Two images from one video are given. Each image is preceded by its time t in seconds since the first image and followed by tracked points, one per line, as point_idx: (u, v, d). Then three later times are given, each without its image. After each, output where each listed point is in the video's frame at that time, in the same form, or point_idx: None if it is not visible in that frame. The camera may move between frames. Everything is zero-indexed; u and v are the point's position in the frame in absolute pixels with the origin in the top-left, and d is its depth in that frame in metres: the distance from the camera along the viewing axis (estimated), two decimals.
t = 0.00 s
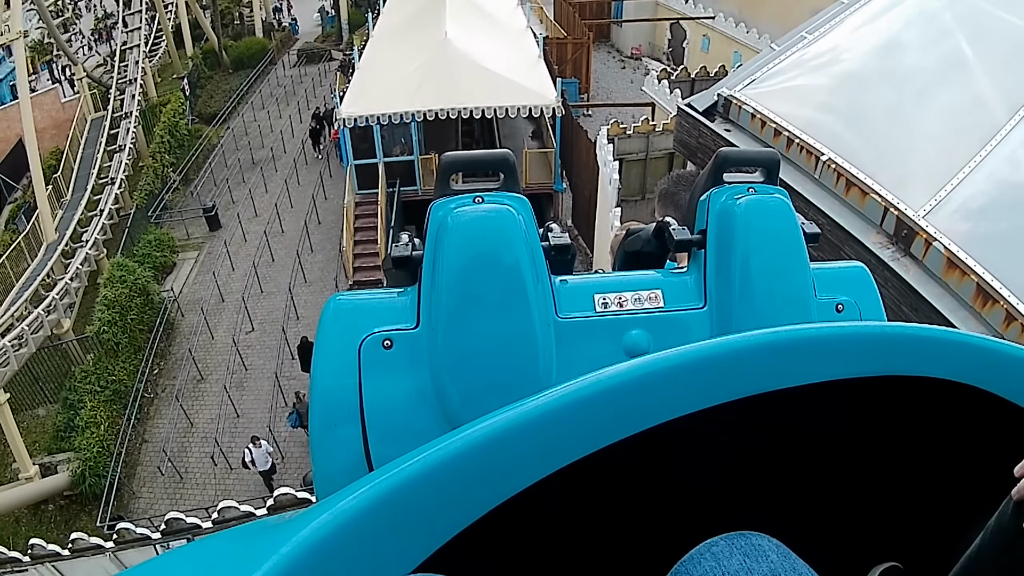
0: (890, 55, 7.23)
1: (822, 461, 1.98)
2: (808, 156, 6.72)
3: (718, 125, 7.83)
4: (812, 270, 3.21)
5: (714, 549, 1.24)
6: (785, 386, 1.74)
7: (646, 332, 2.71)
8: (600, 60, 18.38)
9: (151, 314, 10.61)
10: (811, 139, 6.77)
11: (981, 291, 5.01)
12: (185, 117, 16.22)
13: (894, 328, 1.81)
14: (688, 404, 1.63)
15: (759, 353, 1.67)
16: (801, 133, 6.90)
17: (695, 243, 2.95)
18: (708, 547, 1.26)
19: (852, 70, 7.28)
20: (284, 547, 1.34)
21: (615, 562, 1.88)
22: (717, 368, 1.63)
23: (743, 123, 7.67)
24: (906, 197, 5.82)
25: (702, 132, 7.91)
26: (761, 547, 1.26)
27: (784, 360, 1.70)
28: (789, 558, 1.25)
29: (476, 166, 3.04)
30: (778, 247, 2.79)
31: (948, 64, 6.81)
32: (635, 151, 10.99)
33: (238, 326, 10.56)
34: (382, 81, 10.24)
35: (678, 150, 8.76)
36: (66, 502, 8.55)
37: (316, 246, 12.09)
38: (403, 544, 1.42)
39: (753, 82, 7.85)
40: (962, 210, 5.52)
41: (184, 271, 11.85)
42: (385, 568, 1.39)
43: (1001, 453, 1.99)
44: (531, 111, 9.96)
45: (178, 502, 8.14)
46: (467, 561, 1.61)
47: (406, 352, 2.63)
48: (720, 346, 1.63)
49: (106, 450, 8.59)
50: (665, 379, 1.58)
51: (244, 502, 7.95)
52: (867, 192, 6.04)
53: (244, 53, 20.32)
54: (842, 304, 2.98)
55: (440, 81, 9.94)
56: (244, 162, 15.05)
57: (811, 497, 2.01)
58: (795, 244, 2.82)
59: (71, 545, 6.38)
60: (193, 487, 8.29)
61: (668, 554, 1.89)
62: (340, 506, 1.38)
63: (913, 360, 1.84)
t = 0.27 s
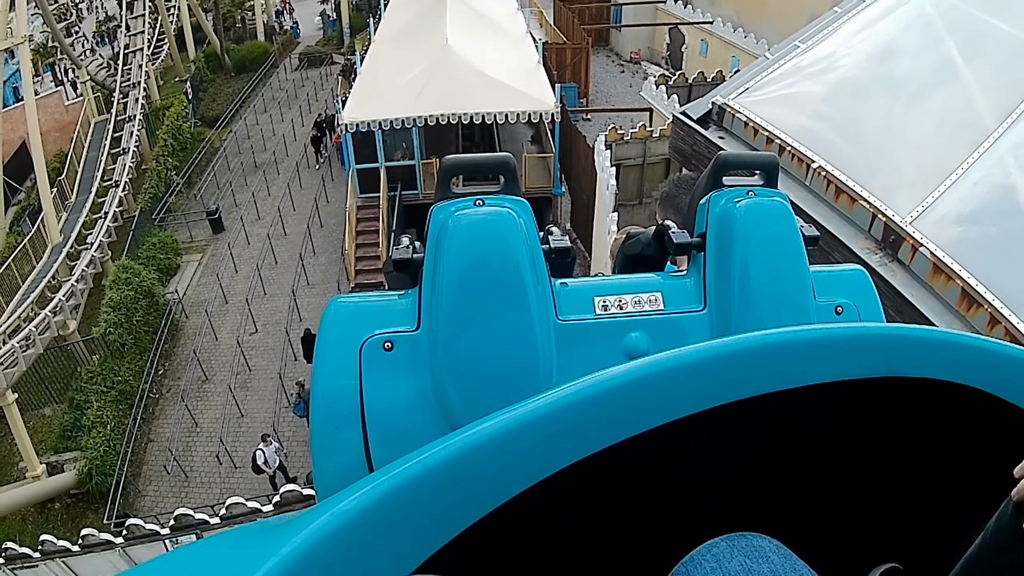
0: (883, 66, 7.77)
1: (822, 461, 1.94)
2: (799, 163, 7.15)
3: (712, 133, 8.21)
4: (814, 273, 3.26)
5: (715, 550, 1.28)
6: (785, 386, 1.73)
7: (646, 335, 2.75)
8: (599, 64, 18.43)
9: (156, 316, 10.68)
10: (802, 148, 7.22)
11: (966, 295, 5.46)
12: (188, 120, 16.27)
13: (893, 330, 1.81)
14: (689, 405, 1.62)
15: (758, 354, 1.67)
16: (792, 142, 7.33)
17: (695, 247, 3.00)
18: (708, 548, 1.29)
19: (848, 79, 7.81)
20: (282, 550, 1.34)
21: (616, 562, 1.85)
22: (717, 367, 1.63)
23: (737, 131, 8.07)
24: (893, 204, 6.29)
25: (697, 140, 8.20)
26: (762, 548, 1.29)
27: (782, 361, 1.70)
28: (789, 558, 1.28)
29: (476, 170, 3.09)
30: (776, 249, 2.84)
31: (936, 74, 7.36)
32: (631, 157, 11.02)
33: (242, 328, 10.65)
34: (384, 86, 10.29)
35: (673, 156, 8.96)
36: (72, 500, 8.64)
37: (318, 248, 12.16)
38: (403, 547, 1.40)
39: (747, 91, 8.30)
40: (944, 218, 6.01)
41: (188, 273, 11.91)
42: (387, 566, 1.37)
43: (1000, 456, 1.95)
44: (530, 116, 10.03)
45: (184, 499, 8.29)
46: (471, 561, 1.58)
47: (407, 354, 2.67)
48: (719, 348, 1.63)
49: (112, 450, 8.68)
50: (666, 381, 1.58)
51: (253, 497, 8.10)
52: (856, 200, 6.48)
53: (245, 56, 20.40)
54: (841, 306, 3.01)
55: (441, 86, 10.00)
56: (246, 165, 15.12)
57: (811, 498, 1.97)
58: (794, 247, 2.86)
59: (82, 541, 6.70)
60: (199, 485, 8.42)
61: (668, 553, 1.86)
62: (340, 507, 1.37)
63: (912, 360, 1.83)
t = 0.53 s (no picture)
0: (877, 71, 7.88)
1: (825, 463, 1.90)
2: (790, 170, 7.30)
3: (706, 140, 8.32)
4: (814, 275, 3.30)
5: (715, 552, 1.28)
6: (785, 388, 1.74)
7: (646, 337, 2.79)
8: (598, 68, 18.49)
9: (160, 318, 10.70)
10: (793, 155, 7.37)
11: (951, 299, 5.62)
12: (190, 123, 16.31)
13: (893, 332, 1.82)
14: (689, 406, 1.64)
15: (758, 355, 1.68)
16: (784, 149, 7.47)
17: (694, 249, 3.04)
18: (708, 550, 1.29)
19: (843, 85, 7.94)
20: (284, 550, 1.34)
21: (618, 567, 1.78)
22: (715, 369, 1.64)
23: (730, 138, 8.19)
24: (881, 210, 6.45)
25: (691, 147, 8.29)
26: (762, 549, 1.30)
27: (784, 363, 1.72)
28: (789, 560, 1.30)
29: (476, 172, 3.14)
30: (774, 251, 2.88)
31: (929, 79, 7.47)
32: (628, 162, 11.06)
33: (245, 330, 10.70)
34: (385, 91, 10.34)
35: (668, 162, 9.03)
36: (78, 500, 8.65)
37: (320, 251, 12.21)
38: (402, 547, 1.40)
39: (740, 99, 8.45)
40: (930, 222, 6.12)
41: (191, 275, 11.96)
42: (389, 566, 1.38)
43: (1002, 457, 1.96)
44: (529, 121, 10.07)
45: (190, 497, 8.37)
46: (471, 563, 1.52)
47: (407, 356, 2.71)
48: (719, 350, 1.65)
49: (118, 449, 8.70)
50: (666, 384, 1.59)
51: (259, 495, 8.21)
52: (844, 206, 6.67)
53: (246, 59, 20.44)
54: (841, 308, 3.03)
55: (441, 92, 10.04)
56: (249, 168, 15.18)
57: (815, 499, 1.93)
58: (793, 249, 2.90)
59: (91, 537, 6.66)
60: (204, 484, 8.50)
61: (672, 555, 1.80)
62: (340, 508, 1.38)
63: (912, 361, 1.85)
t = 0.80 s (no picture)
0: (872, 78, 7.93)
1: (825, 462, 1.95)
2: (781, 179, 7.33)
3: (700, 148, 8.27)
4: (812, 278, 3.33)
5: (714, 554, 1.31)
6: (784, 390, 1.77)
7: (644, 340, 2.83)
8: (596, 73, 18.55)
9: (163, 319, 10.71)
10: (786, 163, 7.38)
11: (937, 304, 5.75)
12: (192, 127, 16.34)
13: (890, 334, 1.85)
14: (688, 407, 1.66)
15: (758, 358, 1.70)
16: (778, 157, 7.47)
17: (692, 252, 3.12)
18: (708, 552, 1.33)
19: (838, 91, 7.99)
20: (286, 549, 1.37)
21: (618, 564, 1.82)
22: (715, 371, 1.66)
23: (723, 146, 8.17)
24: (868, 216, 6.52)
25: (685, 155, 8.28)
26: (761, 552, 1.34)
27: (783, 365, 1.74)
28: (788, 563, 1.33)
29: (477, 176, 3.18)
30: (773, 254, 2.92)
31: (923, 86, 7.53)
32: (626, 167, 11.15)
33: (248, 332, 10.75)
34: (386, 98, 10.40)
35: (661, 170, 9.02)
36: (84, 499, 8.74)
37: (322, 255, 12.27)
38: (403, 548, 1.43)
39: (733, 108, 8.44)
40: (918, 230, 6.23)
41: (194, 279, 12.00)
42: (391, 566, 1.41)
43: (1000, 458, 2.01)
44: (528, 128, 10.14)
45: (194, 497, 8.44)
46: (477, 560, 1.57)
47: (406, 359, 2.74)
48: (719, 352, 1.67)
49: (124, 450, 8.75)
50: (666, 387, 1.61)
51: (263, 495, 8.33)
52: (833, 213, 6.70)
53: (247, 64, 20.48)
54: (838, 312, 3.07)
55: (442, 98, 10.10)
56: (250, 173, 15.22)
57: (818, 497, 1.98)
58: (791, 252, 2.94)
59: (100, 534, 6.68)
60: (208, 484, 8.56)
61: (672, 553, 1.84)
62: (340, 510, 1.40)
63: (911, 363, 1.88)
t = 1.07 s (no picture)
0: (868, 85, 8.00)
1: (827, 461, 1.92)
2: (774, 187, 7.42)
3: (694, 157, 8.29)
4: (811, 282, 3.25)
5: (714, 558, 1.35)
6: (800, 390, 1.67)
7: (644, 343, 2.79)
8: (595, 78, 18.63)
9: (168, 323, 10.83)
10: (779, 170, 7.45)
11: (923, 308, 5.77)
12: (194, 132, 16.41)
13: (909, 334, 1.75)
14: (700, 407, 1.56)
15: (774, 356, 1.61)
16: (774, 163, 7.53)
17: (692, 256, 3.04)
18: (707, 556, 1.36)
19: (834, 99, 8.04)
20: (280, 556, 1.28)
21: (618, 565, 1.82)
22: (729, 373, 1.57)
23: (717, 154, 8.24)
24: (856, 223, 6.59)
25: (679, 163, 8.28)
26: (761, 556, 1.38)
27: (800, 365, 1.64)
28: (787, 565, 1.37)
29: (475, 180, 3.20)
30: (774, 257, 2.87)
31: (917, 92, 7.59)
32: (623, 174, 11.21)
33: (251, 335, 10.80)
34: (387, 105, 10.46)
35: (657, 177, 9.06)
36: (89, 499, 8.76)
37: (324, 259, 12.32)
38: (402, 553, 1.33)
39: (727, 117, 8.53)
40: (908, 236, 6.28)
41: (197, 282, 12.04)
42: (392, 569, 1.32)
43: (1001, 462, 1.92)
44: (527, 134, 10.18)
45: (198, 498, 8.49)
46: (475, 562, 1.51)
47: (407, 363, 2.72)
48: (735, 351, 1.57)
49: (129, 451, 8.84)
50: (679, 386, 1.52)
51: (267, 494, 8.38)
52: (823, 220, 6.76)
53: (249, 68, 20.55)
54: (838, 315, 3.00)
55: (442, 105, 10.15)
56: (252, 177, 15.28)
57: (817, 499, 1.98)
58: (790, 256, 2.90)
59: (109, 533, 6.89)
60: (212, 485, 8.62)
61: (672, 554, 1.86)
62: (337, 515, 1.31)
63: (927, 364, 1.77)
